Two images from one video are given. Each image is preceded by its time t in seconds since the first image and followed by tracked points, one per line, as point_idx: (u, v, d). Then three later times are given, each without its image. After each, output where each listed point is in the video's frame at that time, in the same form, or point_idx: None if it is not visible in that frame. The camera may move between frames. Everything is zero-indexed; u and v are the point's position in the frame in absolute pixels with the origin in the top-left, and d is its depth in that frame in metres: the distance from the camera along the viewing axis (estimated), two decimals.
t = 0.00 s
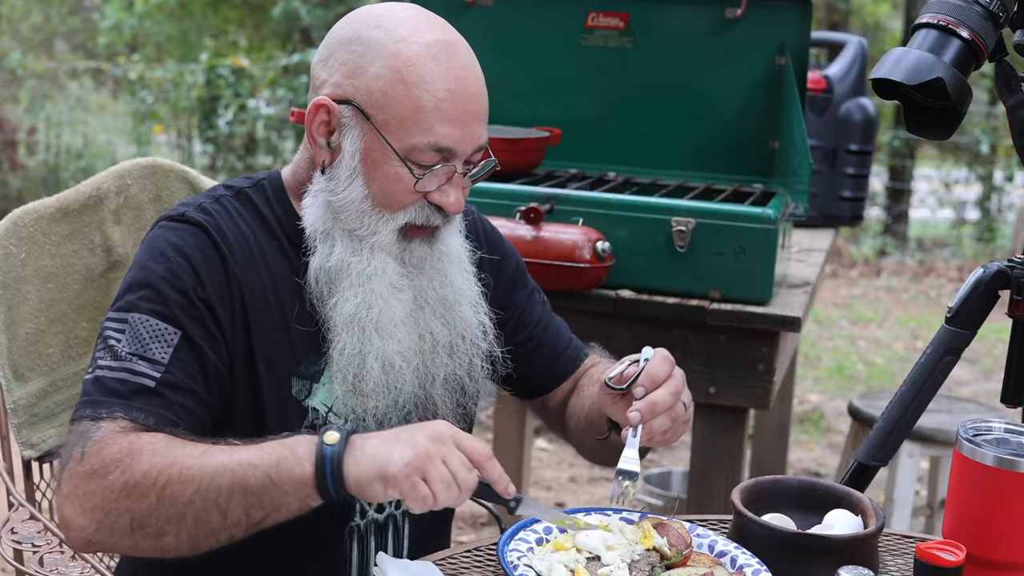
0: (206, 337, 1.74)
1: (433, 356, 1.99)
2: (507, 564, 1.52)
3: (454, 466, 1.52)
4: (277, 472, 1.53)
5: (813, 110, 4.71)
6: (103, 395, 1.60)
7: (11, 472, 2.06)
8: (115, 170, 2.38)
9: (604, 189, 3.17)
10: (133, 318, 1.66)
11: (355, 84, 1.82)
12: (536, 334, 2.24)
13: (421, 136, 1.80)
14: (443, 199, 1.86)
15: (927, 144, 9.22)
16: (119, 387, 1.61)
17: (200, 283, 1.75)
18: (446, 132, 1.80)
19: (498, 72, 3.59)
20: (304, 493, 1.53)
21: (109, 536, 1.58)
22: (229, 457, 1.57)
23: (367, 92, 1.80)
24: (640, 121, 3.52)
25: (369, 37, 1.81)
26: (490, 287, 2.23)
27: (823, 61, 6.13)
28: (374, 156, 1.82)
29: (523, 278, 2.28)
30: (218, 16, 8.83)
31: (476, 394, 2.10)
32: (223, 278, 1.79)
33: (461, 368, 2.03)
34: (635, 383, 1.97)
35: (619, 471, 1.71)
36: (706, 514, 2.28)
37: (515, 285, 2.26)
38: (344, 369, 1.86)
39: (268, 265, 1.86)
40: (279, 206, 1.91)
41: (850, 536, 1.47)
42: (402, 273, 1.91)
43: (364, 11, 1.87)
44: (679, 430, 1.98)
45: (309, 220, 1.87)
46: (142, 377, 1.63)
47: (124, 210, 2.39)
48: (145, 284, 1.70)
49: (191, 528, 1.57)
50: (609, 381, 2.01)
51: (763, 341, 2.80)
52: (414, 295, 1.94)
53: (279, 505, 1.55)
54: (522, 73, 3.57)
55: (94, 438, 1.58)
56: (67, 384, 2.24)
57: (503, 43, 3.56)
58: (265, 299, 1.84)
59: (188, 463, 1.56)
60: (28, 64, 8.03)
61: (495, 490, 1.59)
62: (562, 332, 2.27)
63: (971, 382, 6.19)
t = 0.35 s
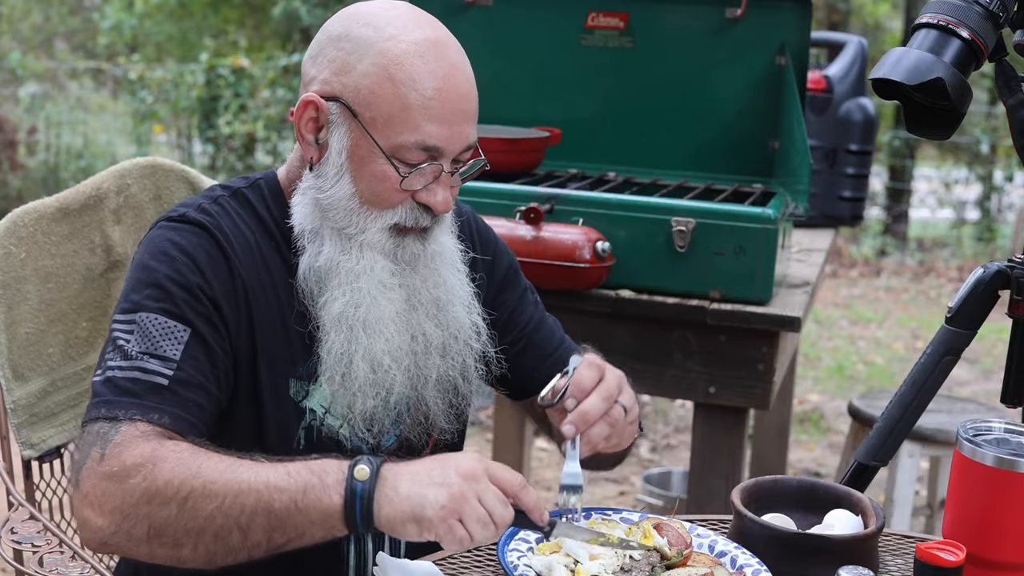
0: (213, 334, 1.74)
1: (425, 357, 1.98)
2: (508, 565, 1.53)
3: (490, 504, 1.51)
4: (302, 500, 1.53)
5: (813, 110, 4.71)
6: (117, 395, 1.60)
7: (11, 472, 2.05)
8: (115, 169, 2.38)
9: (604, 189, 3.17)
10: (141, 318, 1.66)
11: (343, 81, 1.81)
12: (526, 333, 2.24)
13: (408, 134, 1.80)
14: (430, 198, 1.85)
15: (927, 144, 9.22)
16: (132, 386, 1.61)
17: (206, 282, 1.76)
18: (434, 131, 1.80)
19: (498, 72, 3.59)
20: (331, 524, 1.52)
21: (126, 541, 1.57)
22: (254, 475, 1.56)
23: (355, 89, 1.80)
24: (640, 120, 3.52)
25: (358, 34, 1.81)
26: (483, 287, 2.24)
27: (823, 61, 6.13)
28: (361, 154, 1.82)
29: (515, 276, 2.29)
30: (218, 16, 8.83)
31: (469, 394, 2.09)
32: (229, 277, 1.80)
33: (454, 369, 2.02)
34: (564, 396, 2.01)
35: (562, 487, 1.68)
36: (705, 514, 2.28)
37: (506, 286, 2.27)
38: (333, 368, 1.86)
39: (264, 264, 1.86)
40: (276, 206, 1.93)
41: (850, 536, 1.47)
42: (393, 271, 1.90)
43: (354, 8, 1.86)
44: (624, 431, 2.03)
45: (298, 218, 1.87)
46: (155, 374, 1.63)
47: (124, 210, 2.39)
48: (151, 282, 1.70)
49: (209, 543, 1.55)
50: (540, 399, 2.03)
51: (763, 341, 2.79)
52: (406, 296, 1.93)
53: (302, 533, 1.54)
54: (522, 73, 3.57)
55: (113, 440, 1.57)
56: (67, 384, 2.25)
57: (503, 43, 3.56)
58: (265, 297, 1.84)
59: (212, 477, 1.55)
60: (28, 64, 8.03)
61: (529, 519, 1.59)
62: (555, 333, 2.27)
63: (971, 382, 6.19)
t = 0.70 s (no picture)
0: (193, 339, 1.74)
1: (418, 361, 1.98)
2: (508, 565, 1.53)
3: (448, 496, 1.54)
4: (258, 490, 1.54)
5: (814, 110, 4.71)
6: (89, 394, 1.60)
7: (11, 472, 2.06)
8: (115, 169, 2.38)
9: (604, 189, 3.17)
10: (121, 320, 1.66)
11: (330, 86, 1.81)
12: (529, 334, 2.24)
13: (396, 139, 1.79)
14: (421, 202, 1.85)
15: (927, 144, 9.22)
16: (105, 386, 1.61)
17: (190, 287, 1.75)
18: (423, 135, 1.79)
19: (497, 72, 3.59)
20: (285, 514, 1.53)
21: (87, 537, 1.57)
22: (211, 468, 1.57)
23: (341, 95, 1.80)
24: (640, 120, 3.52)
25: (344, 38, 1.81)
26: (481, 289, 2.24)
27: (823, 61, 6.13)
28: (350, 160, 1.82)
29: (516, 274, 2.28)
30: (218, 16, 8.82)
31: (466, 397, 2.09)
32: (217, 282, 1.79)
33: (448, 372, 2.02)
34: (603, 433, 1.97)
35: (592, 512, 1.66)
36: (705, 514, 2.28)
37: (508, 282, 2.26)
38: (325, 375, 1.86)
39: (256, 268, 1.86)
40: (268, 208, 1.93)
41: (850, 536, 1.47)
42: (385, 278, 1.90)
43: (342, 10, 1.86)
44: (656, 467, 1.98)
45: (290, 224, 1.88)
46: (128, 375, 1.62)
47: (124, 210, 2.39)
48: (134, 286, 1.70)
49: (167, 537, 1.56)
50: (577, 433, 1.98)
51: (763, 341, 2.79)
52: (398, 300, 1.93)
53: (257, 524, 1.55)
54: (522, 73, 3.57)
55: (79, 437, 1.57)
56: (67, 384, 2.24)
57: (503, 43, 3.56)
58: (256, 302, 1.84)
59: (170, 470, 1.55)
60: (28, 63, 8.02)
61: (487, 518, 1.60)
62: (554, 331, 2.26)
63: (971, 382, 6.20)
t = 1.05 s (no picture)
0: (207, 340, 1.74)
1: (416, 359, 1.99)
2: (507, 566, 1.55)
3: (494, 513, 1.53)
4: (307, 506, 1.53)
5: (813, 110, 4.71)
6: (111, 402, 1.59)
7: (11, 472, 2.06)
8: (115, 169, 2.38)
9: (604, 189, 3.17)
10: (134, 325, 1.66)
11: (326, 86, 1.81)
12: (527, 332, 2.24)
13: (393, 138, 1.79)
14: (419, 200, 1.85)
15: (927, 144, 9.22)
16: (127, 393, 1.60)
17: (198, 288, 1.75)
18: (419, 133, 1.80)
19: (497, 72, 3.59)
20: (334, 531, 1.52)
21: (127, 550, 1.55)
22: (258, 482, 1.56)
23: (337, 94, 1.80)
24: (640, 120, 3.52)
25: (339, 37, 1.80)
26: (477, 287, 2.24)
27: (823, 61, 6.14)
28: (348, 159, 1.82)
29: (513, 272, 2.29)
30: (218, 16, 8.82)
31: (463, 395, 2.10)
32: (219, 282, 1.79)
33: (445, 369, 2.03)
34: (598, 436, 1.97)
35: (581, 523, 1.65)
36: (705, 514, 2.28)
37: (505, 280, 2.27)
38: (324, 374, 1.86)
39: (254, 269, 1.86)
40: (263, 208, 1.92)
41: (850, 536, 1.47)
42: (383, 276, 1.90)
43: (336, 9, 1.86)
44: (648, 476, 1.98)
45: (287, 225, 1.87)
46: (150, 381, 1.62)
47: (124, 210, 2.39)
48: (144, 290, 1.70)
49: (211, 551, 1.55)
50: (574, 437, 1.98)
51: (763, 341, 2.79)
52: (396, 298, 1.93)
53: (305, 540, 1.54)
54: (522, 73, 3.57)
55: (111, 447, 1.56)
56: (67, 384, 2.24)
57: (503, 43, 3.56)
58: (254, 303, 1.84)
59: (215, 484, 1.55)
60: (28, 63, 8.02)
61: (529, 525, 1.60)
62: (551, 329, 2.26)
63: (971, 382, 6.19)
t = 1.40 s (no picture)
0: (212, 335, 1.74)
1: (417, 355, 1.98)
2: (507, 565, 1.54)
3: (500, 499, 1.53)
4: (314, 498, 1.53)
5: (813, 110, 4.71)
6: (118, 398, 1.59)
7: (11, 472, 2.06)
8: (115, 169, 2.38)
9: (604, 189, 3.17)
10: (140, 321, 1.66)
11: (329, 82, 1.81)
12: (525, 334, 2.24)
13: (395, 133, 1.79)
14: (420, 196, 1.85)
15: (927, 144, 9.22)
16: (133, 388, 1.60)
17: (201, 283, 1.75)
18: (421, 129, 1.80)
19: (497, 72, 3.59)
20: (341, 522, 1.52)
21: (135, 543, 1.56)
22: (265, 474, 1.56)
23: (341, 90, 1.80)
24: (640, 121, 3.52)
25: (343, 33, 1.80)
26: (477, 285, 2.24)
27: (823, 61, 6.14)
28: (350, 154, 1.82)
29: (512, 273, 2.29)
30: (218, 16, 8.82)
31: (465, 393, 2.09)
32: (222, 279, 1.79)
33: (447, 366, 2.02)
34: (587, 417, 1.98)
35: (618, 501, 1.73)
36: (705, 514, 2.28)
37: (504, 282, 2.27)
38: (325, 368, 1.86)
39: (256, 265, 1.86)
40: (264, 206, 1.92)
41: (850, 536, 1.47)
42: (383, 270, 1.90)
43: (340, 6, 1.86)
44: (641, 458, 1.99)
45: (288, 220, 1.88)
46: (155, 376, 1.62)
47: (125, 210, 2.39)
48: (148, 286, 1.69)
49: (221, 543, 1.56)
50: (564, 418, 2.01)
51: (763, 341, 2.79)
52: (397, 294, 1.93)
53: (313, 531, 1.54)
54: (521, 73, 3.57)
55: (118, 442, 1.56)
56: (67, 384, 2.25)
57: (502, 43, 3.56)
58: (256, 299, 1.84)
59: (223, 477, 1.55)
60: (28, 63, 8.02)
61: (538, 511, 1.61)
62: (550, 330, 2.26)
63: (971, 382, 6.20)
